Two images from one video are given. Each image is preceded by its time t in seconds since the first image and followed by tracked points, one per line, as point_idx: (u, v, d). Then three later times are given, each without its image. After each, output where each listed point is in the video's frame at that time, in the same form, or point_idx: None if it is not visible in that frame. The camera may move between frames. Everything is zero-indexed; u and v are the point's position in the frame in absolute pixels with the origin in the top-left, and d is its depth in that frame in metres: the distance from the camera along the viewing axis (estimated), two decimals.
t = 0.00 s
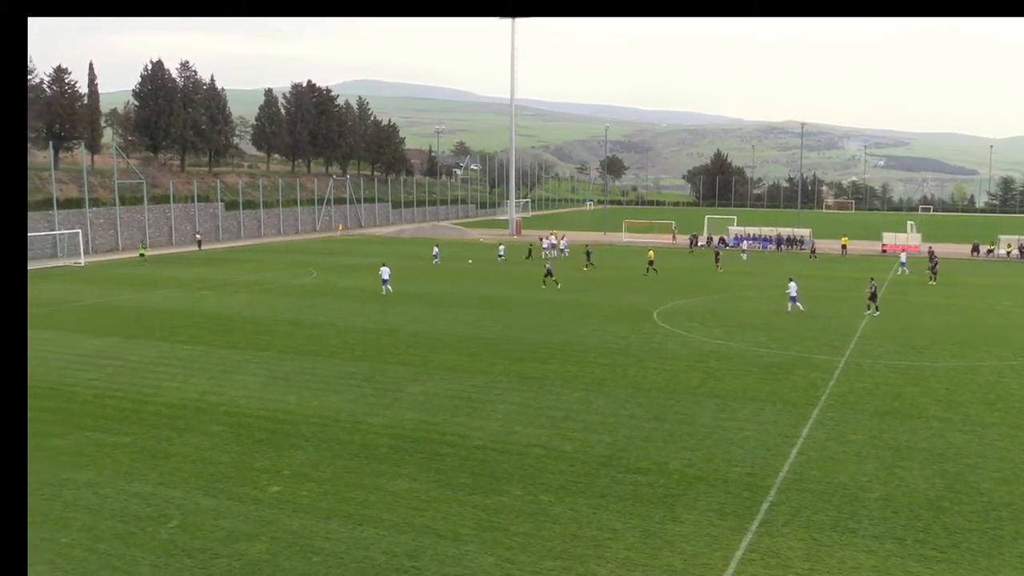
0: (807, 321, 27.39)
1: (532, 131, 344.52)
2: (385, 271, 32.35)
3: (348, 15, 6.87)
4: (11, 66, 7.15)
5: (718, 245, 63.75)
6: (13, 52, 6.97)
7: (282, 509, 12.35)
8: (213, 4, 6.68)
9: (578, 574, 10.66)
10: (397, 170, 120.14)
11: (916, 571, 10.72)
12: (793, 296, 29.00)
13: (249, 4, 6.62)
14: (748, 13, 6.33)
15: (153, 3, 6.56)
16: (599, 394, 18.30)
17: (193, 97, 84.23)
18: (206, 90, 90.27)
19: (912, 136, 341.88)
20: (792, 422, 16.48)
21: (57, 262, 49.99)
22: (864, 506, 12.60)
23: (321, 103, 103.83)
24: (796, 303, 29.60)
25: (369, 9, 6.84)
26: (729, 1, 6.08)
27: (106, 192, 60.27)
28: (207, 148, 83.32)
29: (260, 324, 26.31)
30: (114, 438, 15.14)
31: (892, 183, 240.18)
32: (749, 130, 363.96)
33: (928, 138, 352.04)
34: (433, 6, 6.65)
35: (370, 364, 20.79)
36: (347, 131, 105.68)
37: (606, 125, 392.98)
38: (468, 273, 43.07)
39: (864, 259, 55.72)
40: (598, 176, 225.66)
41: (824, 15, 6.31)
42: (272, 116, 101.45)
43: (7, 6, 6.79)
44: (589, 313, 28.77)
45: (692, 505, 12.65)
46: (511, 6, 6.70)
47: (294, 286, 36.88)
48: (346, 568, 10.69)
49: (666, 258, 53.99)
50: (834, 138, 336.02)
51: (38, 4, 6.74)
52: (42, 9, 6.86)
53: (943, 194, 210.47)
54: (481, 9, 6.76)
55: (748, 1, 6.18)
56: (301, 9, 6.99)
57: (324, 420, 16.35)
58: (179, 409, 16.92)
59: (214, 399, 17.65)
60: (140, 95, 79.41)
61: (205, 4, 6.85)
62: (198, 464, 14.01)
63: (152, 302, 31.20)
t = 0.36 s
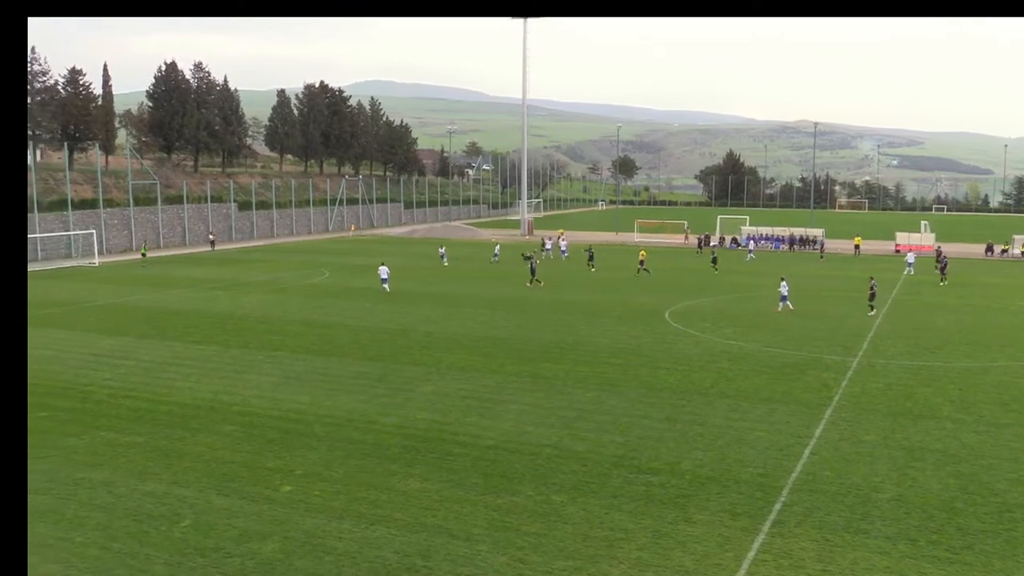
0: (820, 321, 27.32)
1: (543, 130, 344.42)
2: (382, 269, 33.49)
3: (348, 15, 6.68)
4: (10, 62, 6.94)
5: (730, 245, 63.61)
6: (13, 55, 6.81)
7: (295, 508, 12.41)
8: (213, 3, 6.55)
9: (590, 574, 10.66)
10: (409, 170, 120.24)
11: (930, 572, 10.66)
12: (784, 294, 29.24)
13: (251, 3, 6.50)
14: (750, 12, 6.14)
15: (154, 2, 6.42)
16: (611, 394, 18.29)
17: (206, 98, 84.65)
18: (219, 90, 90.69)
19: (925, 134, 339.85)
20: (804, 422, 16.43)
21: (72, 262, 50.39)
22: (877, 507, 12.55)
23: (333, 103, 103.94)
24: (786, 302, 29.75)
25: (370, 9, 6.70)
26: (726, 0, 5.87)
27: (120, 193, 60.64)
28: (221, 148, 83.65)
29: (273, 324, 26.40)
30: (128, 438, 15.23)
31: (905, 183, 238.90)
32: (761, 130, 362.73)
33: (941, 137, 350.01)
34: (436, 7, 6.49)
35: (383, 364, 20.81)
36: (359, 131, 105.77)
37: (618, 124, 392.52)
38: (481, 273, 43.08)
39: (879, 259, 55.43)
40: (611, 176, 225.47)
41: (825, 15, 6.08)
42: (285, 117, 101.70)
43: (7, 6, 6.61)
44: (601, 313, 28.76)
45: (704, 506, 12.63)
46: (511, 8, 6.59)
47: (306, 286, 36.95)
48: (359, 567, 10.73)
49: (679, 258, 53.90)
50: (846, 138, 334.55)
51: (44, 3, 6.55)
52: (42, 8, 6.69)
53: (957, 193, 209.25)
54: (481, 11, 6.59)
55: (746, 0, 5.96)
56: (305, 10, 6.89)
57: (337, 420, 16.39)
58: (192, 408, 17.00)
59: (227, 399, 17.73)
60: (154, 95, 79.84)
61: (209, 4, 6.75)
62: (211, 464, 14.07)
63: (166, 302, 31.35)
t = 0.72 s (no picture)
0: (829, 322, 27.24)
1: (553, 130, 344.20)
2: (374, 266, 34.42)
3: (349, 15, 6.43)
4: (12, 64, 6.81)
5: (740, 245, 63.41)
6: (10, 54, 6.66)
7: (304, 507, 12.45)
8: (213, 2, 6.37)
9: (599, 574, 10.66)
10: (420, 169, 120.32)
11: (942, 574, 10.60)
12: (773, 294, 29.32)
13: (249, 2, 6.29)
14: (750, 12, 5.81)
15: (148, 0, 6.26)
16: (620, 394, 18.27)
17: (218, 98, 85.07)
18: (230, 90, 90.97)
19: (937, 134, 338.11)
20: (814, 423, 16.36)
21: (86, 262, 50.69)
22: (888, 509, 12.51)
23: (344, 102, 103.99)
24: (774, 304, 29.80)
25: (372, 9, 6.42)
26: (726, 0, 5.56)
27: (132, 192, 60.92)
28: (232, 148, 83.83)
29: (283, 323, 26.46)
30: (139, 436, 15.28)
31: (917, 183, 237.63)
32: (772, 130, 361.57)
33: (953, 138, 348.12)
34: (443, 7, 6.21)
35: (392, 364, 20.82)
36: (370, 131, 105.79)
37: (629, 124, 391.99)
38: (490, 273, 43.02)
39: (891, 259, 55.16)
40: (622, 176, 225.18)
41: (844, 16, 5.70)
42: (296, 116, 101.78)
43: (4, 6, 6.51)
44: (611, 313, 28.76)
45: (713, 507, 12.61)
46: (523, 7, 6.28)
47: (316, 285, 36.98)
48: (368, 566, 10.74)
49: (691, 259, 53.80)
50: (858, 138, 333.23)
51: (15, 2, 6.47)
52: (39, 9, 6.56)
53: (970, 194, 207.99)
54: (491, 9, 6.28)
55: None
56: (305, 8, 6.65)
57: (346, 419, 16.42)
58: (203, 407, 17.05)
59: (237, 398, 17.78)
60: (166, 95, 80.15)
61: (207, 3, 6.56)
62: (221, 462, 14.11)
63: (178, 301, 31.48)
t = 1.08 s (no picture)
0: (847, 323, 27.13)
1: (571, 130, 344.20)
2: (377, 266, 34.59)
3: (348, 15, 6.60)
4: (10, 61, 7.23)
5: (759, 246, 63.28)
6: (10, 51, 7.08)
7: (322, 505, 12.50)
8: (214, 3, 6.59)
9: (616, 575, 10.64)
10: (438, 169, 120.62)
11: None
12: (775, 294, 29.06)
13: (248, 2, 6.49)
14: (750, 12, 5.98)
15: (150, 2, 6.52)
16: (638, 394, 18.24)
17: (238, 98, 85.58)
18: (250, 90, 91.59)
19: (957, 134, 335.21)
20: (833, 425, 16.28)
21: (107, 261, 51.17)
22: (907, 511, 12.42)
23: (363, 102, 104.42)
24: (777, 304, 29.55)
25: (370, 9, 6.59)
26: (726, 1, 5.73)
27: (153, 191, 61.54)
28: (251, 148, 84.34)
29: (302, 322, 26.60)
30: (160, 434, 15.39)
31: (938, 183, 235.82)
32: (791, 130, 359.92)
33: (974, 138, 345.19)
34: (439, 7, 6.38)
35: (409, 363, 20.89)
36: (388, 131, 106.16)
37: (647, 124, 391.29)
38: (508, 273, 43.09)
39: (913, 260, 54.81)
40: (640, 174, 224.75)
41: (861, 16, 5.78)
42: (316, 116, 102.23)
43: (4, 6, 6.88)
44: (629, 313, 28.80)
45: (732, 508, 12.55)
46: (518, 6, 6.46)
47: (335, 284, 37.17)
48: (386, 565, 10.78)
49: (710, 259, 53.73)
50: (877, 138, 331.06)
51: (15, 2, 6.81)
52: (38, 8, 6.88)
53: (993, 194, 206.23)
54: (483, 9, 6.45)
55: None
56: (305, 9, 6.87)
57: (364, 418, 16.47)
58: (223, 405, 17.15)
59: (256, 396, 17.88)
60: (186, 95, 80.88)
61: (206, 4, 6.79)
62: (241, 461, 14.18)
63: (198, 300, 31.73)
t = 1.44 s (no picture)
0: (880, 325, 26.84)
1: (598, 130, 343.86)
2: (389, 265, 34.83)
3: (348, 15, 6.63)
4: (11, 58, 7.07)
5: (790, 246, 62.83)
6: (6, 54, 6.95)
7: (353, 504, 12.58)
8: (214, 3, 6.66)
9: None
10: (468, 170, 120.99)
11: None
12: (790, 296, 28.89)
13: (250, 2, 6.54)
14: (751, 13, 5.98)
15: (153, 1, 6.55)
16: (668, 395, 18.16)
17: (270, 100, 86.37)
18: (282, 92, 92.47)
19: (991, 133, 330.55)
20: (866, 427, 16.12)
21: (142, 261, 51.89)
22: (941, 515, 12.27)
23: (394, 104, 105.01)
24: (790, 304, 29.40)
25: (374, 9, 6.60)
26: (725, 1, 5.74)
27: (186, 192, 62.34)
28: (283, 149, 85.07)
29: (332, 322, 26.78)
30: (193, 432, 15.56)
31: (973, 184, 232.28)
32: (821, 130, 356.65)
33: (1009, 138, 339.71)
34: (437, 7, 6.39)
35: (439, 363, 20.95)
36: (418, 132, 106.66)
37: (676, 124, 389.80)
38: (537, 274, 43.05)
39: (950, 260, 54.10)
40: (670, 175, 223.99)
41: (880, 16, 5.73)
42: (346, 118, 102.88)
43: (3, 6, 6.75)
44: (660, 313, 28.76)
45: (763, 510, 12.47)
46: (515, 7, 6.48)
47: (365, 284, 37.40)
48: (416, 564, 10.80)
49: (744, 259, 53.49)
50: (909, 138, 327.05)
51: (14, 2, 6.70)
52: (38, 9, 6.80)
53: None
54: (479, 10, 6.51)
55: None
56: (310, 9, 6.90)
57: (394, 417, 16.56)
58: (255, 404, 17.30)
59: (288, 396, 18.00)
60: (219, 97, 81.90)
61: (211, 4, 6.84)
62: (272, 459, 14.28)
63: (231, 300, 32.06)
